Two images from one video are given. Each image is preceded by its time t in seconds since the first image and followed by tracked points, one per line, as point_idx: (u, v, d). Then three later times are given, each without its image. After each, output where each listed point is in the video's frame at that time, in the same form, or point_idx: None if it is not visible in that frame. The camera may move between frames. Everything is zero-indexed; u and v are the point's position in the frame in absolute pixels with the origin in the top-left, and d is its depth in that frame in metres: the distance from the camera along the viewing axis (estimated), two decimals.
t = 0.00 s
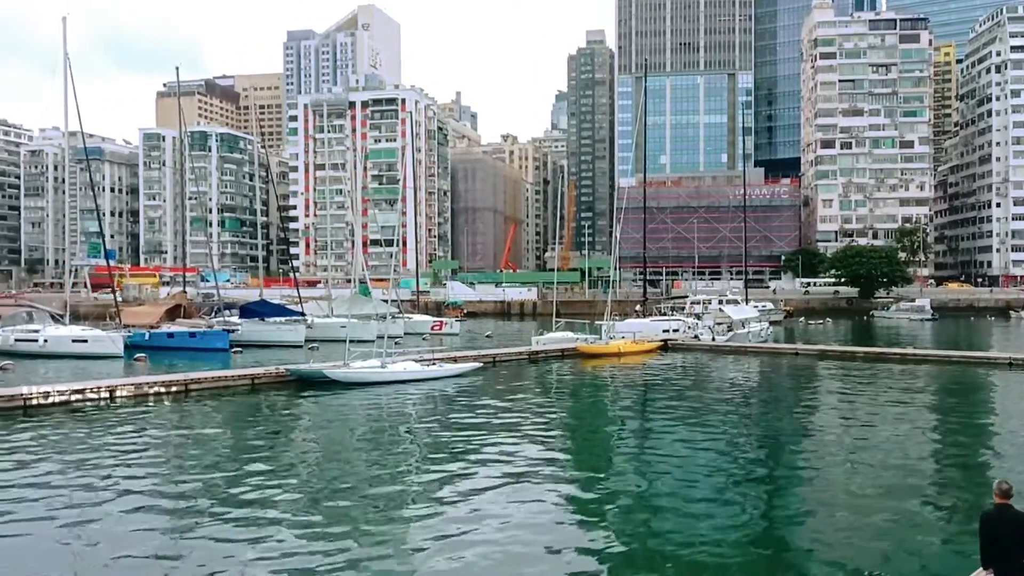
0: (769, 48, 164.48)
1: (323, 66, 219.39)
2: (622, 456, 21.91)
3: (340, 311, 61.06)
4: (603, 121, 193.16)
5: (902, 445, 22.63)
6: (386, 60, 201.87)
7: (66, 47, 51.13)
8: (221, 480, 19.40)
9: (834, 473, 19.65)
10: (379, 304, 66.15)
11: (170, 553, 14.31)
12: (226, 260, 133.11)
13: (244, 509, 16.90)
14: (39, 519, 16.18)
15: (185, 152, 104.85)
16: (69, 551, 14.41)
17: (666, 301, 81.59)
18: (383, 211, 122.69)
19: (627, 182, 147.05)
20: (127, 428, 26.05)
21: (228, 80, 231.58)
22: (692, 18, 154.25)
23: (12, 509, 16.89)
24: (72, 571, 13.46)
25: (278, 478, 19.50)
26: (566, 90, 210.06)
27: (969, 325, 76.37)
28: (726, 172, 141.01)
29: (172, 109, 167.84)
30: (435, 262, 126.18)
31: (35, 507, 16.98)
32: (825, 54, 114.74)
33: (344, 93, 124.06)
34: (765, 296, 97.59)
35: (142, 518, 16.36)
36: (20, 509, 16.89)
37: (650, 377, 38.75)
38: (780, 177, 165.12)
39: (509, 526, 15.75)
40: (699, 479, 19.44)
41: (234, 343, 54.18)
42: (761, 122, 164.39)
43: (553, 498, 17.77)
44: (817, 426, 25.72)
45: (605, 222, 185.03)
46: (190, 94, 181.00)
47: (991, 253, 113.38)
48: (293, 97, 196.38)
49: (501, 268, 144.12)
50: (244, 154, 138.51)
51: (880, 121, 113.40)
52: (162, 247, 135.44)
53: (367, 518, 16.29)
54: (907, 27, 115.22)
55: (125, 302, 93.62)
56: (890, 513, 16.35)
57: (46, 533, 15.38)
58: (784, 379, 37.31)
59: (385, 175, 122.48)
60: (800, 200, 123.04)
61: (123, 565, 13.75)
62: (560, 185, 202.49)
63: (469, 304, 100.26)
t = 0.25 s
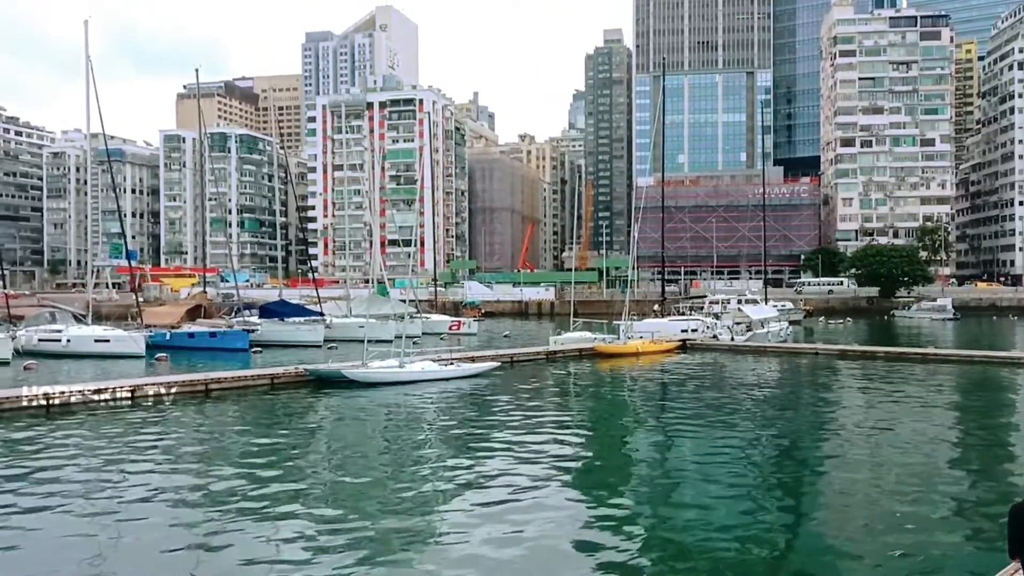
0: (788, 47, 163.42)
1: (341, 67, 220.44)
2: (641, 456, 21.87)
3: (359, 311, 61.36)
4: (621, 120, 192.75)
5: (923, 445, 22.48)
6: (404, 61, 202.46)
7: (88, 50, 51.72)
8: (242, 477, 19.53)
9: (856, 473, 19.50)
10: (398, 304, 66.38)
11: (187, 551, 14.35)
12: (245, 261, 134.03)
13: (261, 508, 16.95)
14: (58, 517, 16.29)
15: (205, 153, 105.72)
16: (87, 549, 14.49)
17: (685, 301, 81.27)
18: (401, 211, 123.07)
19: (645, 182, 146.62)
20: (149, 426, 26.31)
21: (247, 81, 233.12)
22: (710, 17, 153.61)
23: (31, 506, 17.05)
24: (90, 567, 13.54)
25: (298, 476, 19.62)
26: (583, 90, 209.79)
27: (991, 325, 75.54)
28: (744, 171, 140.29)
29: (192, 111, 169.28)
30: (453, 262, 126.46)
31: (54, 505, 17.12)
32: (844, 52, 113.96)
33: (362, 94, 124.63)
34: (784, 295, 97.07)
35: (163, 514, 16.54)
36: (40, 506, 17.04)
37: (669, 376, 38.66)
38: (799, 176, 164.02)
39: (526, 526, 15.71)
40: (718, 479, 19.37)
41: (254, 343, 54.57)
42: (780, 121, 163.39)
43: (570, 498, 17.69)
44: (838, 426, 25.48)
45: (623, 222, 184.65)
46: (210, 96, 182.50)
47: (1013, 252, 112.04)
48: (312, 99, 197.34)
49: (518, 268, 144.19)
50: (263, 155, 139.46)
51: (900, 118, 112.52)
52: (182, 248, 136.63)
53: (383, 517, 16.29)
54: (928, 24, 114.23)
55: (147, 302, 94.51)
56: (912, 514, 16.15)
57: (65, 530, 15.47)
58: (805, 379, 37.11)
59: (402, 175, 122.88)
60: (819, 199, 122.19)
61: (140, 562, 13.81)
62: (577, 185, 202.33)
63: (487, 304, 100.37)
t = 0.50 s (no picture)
0: (809, 44, 162.29)
1: (361, 68, 221.44)
2: (661, 457, 21.79)
3: (378, 311, 61.62)
4: (640, 120, 192.19)
5: (947, 446, 22.19)
6: (423, 61, 203.02)
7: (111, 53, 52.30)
8: (263, 477, 19.67)
9: (878, 474, 19.30)
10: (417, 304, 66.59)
11: (208, 551, 14.43)
12: (266, 261, 135.03)
13: (281, 508, 17.03)
14: (81, 517, 16.43)
15: (227, 155, 106.57)
16: (110, 547, 14.60)
17: (704, 301, 80.92)
18: (420, 212, 123.48)
19: (665, 181, 146.05)
20: (171, 426, 26.53)
21: (268, 83, 234.82)
22: (730, 15, 152.79)
23: (55, 505, 17.22)
24: (111, 567, 13.63)
25: (317, 476, 19.71)
26: (602, 89, 209.42)
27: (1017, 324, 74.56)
28: (765, 170, 139.48)
29: (213, 113, 170.67)
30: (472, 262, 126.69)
31: (77, 505, 17.27)
32: (866, 50, 112.91)
33: (382, 94, 125.10)
34: (804, 295, 96.37)
35: (183, 513, 16.67)
36: (63, 506, 17.21)
37: (689, 377, 38.49)
38: (820, 174, 162.92)
39: (546, 527, 15.64)
40: (738, 480, 19.25)
41: (275, 343, 54.95)
42: (801, 119, 162.20)
43: (590, 499, 17.61)
44: (860, 427, 25.23)
45: (642, 221, 184.16)
46: (231, 98, 184.04)
47: None
48: (332, 99, 198.33)
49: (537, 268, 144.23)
50: (283, 156, 140.40)
51: (923, 116, 111.39)
52: (204, 249, 137.83)
53: (403, 518, 16.29)
54: (951, 21, 112.94)
55: (169, 302, 95.45)
56: (938, 516, 15.94)
57: (88, 529, 15.59)
58: (826, 379, 36.81)
59: (421, 175, 123.21)
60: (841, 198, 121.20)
61: (161, 562, 13.88)
62: (596, 184, 202.04)
63: (506, 303, 100.42)
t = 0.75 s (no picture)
0: (828, 42, 161.04)
1: (378, 68, 222.17)
2: (677, 457, 21.75)
3: (396, 311, 61.78)
4: (657, 119, 191.51)
5: (967, 447, 21.99)
6: (440, 61, 203.41)
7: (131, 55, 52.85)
8: (279, 476, 19.80)
9: (896, 475, 19.16)
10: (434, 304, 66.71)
11: (227, 550, 14.55)
12: (284, 261, 135.79)
13: (298, 506, 17.16)
14: (102, 515, 16.58)
15: (245, 156, 107.24)
16: (130, 546, 14.76)
17: (722, 300, 80.57)
18: (437, 211, 123.76)
19: (682, 180, 145.51)
20: (190, 425, 26.76)
21: (286, 84, 236.08)
22: (748, 13, 152.11)
23: (77, 503, 17.43)
24: (131, 566, 13.78)
25: (333, 475, 19.84)
26: (619, 88, 208.99)
27: None
28: (783, 169, 138.50)
29: (232, 114, 171.76)
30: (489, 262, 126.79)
31: (98, 502, 17.45)
32: (885, 48, 111.94)
33: (399, 95, 125.49)
34: (822, 295, 95.83)
35: (200, 512, 16.82)
36: (83, 504, 17.38)
37: (706, 377, 38.36)
38: (839, 173, 161.80)
39: (560, 527, 15.69)
40: (754, 481, 19.17)
41: (292, 342, 55.26)
42: (820, 118, 161.12)
43: (606, 500, 17.62)
44: (879, 428, 25.06)
45: (659, 221, 183.58)
46: (250, 99, 185.28)
47: None
48: (349, 100, 199.13)
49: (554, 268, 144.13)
50: (301, 156, 141.14)
51: (943, 115, 110.37)
52: (222, 249, 138.78)
53: (419, 516, 16.38)
54: (971, 18, 111.80)
55: (188, 301, 96.23)
56: (955, 517, 15.84)
57: (108, 528, 15.74)
58: (845, 379, 36.54)
59: (438, 175, 123.47)
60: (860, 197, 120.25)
61: (180, 561, 13.99)
62: (613, 183, 201.64)
63: (522, 303, 100.45)
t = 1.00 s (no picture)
0: (853, 40, 159.27)
1: (401, 69, 223.02)
2: (700, 457, 21.73)
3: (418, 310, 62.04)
4: (680, 118, 190.60)
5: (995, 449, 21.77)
6: (462, 61, 203.80)
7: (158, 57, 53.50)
8: (305, 473, 20.06)
9: (921, 477, 19.04)
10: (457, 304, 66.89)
11: (251, 547, 14.67)
12: (307, 261, 136.73)
13: (320, 505, 17.25)
14: (128, 512, 16.75)
15: (269, 157, 108.10)
16: (155, 543, 14.93)
17: (745, 301, 80.11)
18: (459, 211, 124.02)
19: (705, 180, 144.72)
20: (217, 423, 27.12)
21: (309, 85, 237.62)
22: (772, 11, 150.94)
23: (104, 499, 17.64)
24: (157, 564, 13.91)
25: (358, 473, 20.05)
26: (642, 87, 208.21)
27: None
28: (808, 168, 137.29)
29: (257, 115, 173.23)
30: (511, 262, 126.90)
31: (124, 500, 17.64)
32: (911, 45, 110.62)
33: (421, 96, 125.93)
34: (847, 295, 95.01)
35: (228, 508, 17.10)
36: (110, 500, 17.60)
37: (729, 377, 38.19)
38: (864, 172, 160.18)
39: (582, 528, 15.66)
40: (778, 481, 19.14)
41: (316, 342, 55.68)
42: (845, 116, 159.52)
43: (628, 501, 17.55)
44: (906, 429, 24.87)
45: (682, 220, 182.62)
46: (274, 100, 186.77)
47: None
48: (372, 100, 200.16)
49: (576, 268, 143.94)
50: (324, 157, 142.04)
51: (971, 113, 108.92)
52: (247, 249, 140.05)
53: (441, 516, 16.42)
54: (1000, 15, 110.24)
55: (214, 301, 97.21)
56: (983, 521, 15.62)
57: (134, 524, 15.91)
58: (870, 380, 36.24)
59: (460, 175, 123.74)
60: (886, 196, 118.97)
61: (204, 559, 14.11)
62: (636, 183, 200.97)
63: (545, 303, 100.39)
